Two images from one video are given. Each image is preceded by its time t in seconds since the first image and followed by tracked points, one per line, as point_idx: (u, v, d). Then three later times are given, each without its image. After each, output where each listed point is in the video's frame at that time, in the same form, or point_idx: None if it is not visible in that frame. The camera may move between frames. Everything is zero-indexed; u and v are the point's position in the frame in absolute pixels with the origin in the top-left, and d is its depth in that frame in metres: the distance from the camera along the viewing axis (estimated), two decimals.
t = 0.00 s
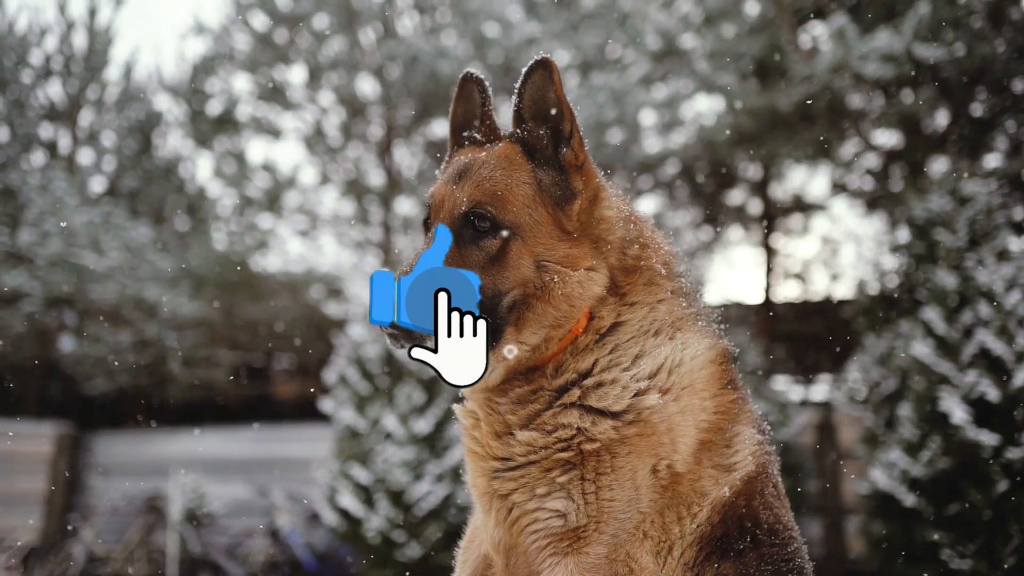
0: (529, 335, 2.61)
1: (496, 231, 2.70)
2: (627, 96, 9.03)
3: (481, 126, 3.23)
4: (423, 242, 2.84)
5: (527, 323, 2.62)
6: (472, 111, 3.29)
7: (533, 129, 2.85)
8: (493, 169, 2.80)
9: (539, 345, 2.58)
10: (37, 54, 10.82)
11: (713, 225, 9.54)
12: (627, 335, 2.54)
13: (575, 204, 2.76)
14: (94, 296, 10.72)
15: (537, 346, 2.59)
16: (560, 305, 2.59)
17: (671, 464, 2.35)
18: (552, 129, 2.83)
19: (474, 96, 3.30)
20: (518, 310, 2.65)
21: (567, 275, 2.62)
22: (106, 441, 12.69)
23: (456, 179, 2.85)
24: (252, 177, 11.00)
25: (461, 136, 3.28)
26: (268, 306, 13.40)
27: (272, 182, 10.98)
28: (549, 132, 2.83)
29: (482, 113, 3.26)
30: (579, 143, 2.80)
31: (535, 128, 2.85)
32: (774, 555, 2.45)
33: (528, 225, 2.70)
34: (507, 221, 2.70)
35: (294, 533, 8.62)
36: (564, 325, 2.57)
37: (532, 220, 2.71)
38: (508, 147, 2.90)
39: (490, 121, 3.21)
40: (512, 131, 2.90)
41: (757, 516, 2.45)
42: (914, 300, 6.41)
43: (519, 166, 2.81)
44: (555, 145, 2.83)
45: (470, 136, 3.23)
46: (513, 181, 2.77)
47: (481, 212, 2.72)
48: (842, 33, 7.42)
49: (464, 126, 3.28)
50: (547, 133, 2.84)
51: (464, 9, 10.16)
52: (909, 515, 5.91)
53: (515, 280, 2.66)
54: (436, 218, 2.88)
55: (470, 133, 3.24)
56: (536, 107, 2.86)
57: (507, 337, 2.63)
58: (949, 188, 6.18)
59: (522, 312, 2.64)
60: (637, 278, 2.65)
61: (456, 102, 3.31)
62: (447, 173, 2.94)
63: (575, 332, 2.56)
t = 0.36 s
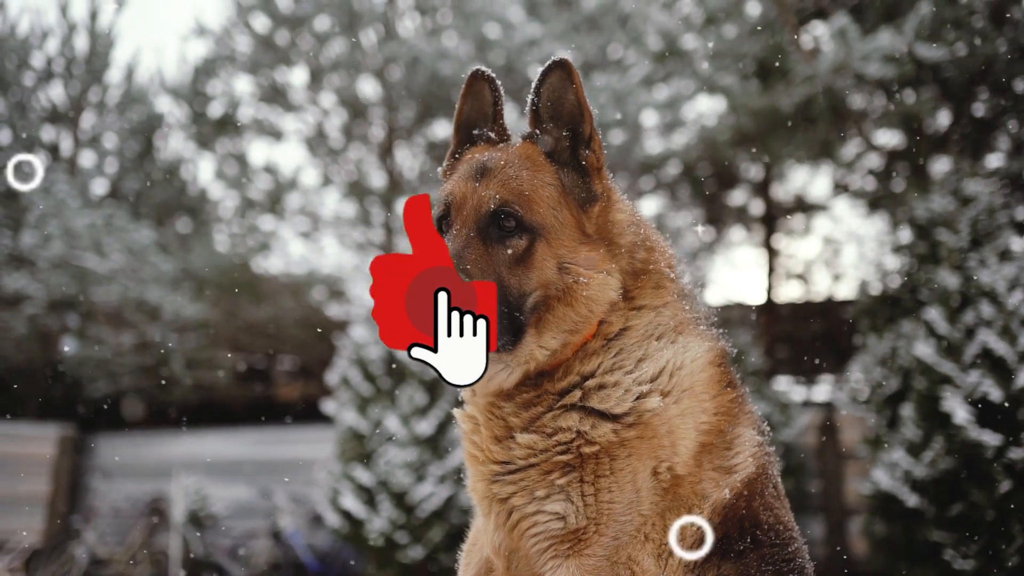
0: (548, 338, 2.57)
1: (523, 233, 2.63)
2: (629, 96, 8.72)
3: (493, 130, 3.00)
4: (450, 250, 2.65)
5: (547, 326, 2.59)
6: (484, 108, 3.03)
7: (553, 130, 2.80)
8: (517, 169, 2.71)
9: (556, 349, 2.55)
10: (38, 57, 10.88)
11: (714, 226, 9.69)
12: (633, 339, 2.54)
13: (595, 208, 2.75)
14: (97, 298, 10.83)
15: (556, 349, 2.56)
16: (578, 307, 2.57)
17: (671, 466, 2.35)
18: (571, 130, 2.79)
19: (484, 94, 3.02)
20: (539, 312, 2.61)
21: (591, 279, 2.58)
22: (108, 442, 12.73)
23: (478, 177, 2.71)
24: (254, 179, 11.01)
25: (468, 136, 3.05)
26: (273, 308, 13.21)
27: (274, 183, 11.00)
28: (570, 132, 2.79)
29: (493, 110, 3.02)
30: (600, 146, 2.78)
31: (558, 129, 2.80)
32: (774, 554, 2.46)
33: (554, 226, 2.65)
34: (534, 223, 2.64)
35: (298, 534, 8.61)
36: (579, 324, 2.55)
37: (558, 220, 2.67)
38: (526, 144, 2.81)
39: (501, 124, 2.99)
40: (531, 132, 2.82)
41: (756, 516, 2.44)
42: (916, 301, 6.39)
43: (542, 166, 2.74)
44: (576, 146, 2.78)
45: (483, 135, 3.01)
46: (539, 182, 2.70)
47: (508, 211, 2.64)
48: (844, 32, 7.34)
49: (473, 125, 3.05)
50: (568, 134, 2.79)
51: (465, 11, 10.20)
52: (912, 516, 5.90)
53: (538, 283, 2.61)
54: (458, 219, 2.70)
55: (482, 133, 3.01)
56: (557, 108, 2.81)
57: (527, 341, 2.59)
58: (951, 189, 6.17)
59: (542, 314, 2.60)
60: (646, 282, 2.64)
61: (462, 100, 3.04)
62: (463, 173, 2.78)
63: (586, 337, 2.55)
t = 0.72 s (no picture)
0: (561, 338, 2.57)
1: (541, 230, 2.60)
2: (630, 97, 8.81)
3: (504, 129, 2.93)
4: (467, 247, 2.58)
5: (560, 326, 2.57)
6: (495, 107, 2.97)
7: (569, 131, 2.75)
8: (535, 167, 2.68)
9: (570, 349, 2.55)
10: (39, 59, 10.91)
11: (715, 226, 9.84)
12: (641, 344, 2.53)
13: (611, 210, 2.70)
14: (98, 300, 10.72)
15: (570, 350, 2.56)
16: (593, 307, 2.55)
17: (673, 469, 2.36)
18: (586, 131, 2.75)
19: (496, 94, 2.96)
20: (552, 312, 2.58)
21: (605, 280, 2.55)
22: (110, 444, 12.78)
23: (495, 174, 2.66)
24: (256, 180, 11.03)
25: (478, 134, 2.97)
26: (274, 309, 13.04)
27: (275, 185, 11.04)
28: (587, 133, 2.75)
29: (504, 110, 2.95)
30: (616, 147, 2.74)
31: (573, 128, 2.75)
32: (773, 556, 2.44)
33: (570, 226, 2.62)
34: (552, 221, 2.61)
35: (298, 536, 8.55)
36: (592, 325, 2.54)
37: (575, 220, 2.63)
38: (541, 143, 2.77)
39: (513, 123, 2.93)
40: (547, 131, 2.77)
41: (756, 519, 2.43)
42: (918, 301, 6.32)
43: (559, 165, 2.70)
44: (591, 147, 2.74)
45: (494, 134, 2.93)
46: (557, 181, 2.66)
47: (527, 208, 2.61)
48: (845, 33, 7.32)
49: (483, 124, 2.97)
50: (583, 134, 2.75)
51: (468, 13, 10.24)
52: (914, 516, 5.89)
53: (552, 282, 2.58)
54: (475, 215, 2.65)
55: (492, 131, 2.94)
56: (573, 108, 2.76)
57: (541, 341, 2.59)
58: (952, 189, 6.13)
59: (555, 314, 2.57)
60: (654, 285, 2.61)
61: (472, 97, 2.96)
62: (477, 171, 2.73)
63: (597, 339, 2.55)
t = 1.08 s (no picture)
0: (573, 341, 2.60)
1: (560, 232, 2.66)
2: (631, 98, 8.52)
3: (515, 128, 2.93)
4: (490, 247, 2.59)
5: (573, 328, 2.61)
6: (504, 105, 2.94)
7: (582, 133, 2.79)
8: (553, 168, 2.71)
9: (581, 351, 2.57)
10: (38, 59, 10.89)
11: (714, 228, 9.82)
12: (648, 346, 2.54)
13: (624, 213, 2.76)
14: (97, 301, 10.85)
15: (581, 353, 2.58)
16: (606, 310, 2.59)
17: (671, 471, 2.35)
18: (601, 134, 2.79)
19: (506, 92, 2.92)
20: (566, 313, 2.63)
21: (620, 283, 2.61)
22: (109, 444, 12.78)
23: (512, 173, 2.69)
24: (255, 181, 10.99)
25: (487, 131, 2.97)
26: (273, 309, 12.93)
27: (275, 186, 10.97)
28: (601, 135, 2.78)
29: (514, 108, 2.93)
30: (630, 152, 2.78)
31: (586, 130, 2.78)
32: (770, 558, 2.44)
33: (587, 229, 2.67)
34: (571, 224, 2.66)
35: (298, 538, 8.56)
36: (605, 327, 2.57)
37: (591, 222, 2.69)
38: (556, 143, 2.80)
39: (523, 121, 2.92)
40: (562, 131, 2.80)
41: (753, 521, 2.44)
42: (917, 303, 6.32)
43: (575, 166, 2.75)
44: (605, 149, 2.78)
45: (505, 133, 2.94)
46: (574, 183, 2.70)
47: (546, 210, 2.66)
48: (845, 34, 7.27)
49: (492, 122, 2.97)
50: (598, 135, 2.79)
51: (467, 14, 10.32)
52: (913, 518, 5.89)
53: (568, 284, 2.64)
54: (494, 215, 2.69)
55: (502, 130, 2.94)
56: (586, 109, 2.79)
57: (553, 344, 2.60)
58: (951, 191, 6.17)
59: (568, 315, 2.62)
60: (661, 288, 2.64)
61: (481, 94, 2.94)
62: (493, 170, 2.75)
63: (609, 341, 2.57)
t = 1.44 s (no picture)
0: (584, 344, 2.62)
1: (578, 235, 2.72)
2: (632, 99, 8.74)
3: (524, 127, 2.97)
4: (514, 249, 2.66)
5: (585, 330, 2.64)
6: (512, 104, 2.98)
7: (594, 136, 2.87)
8: (570, 170, 2.77)
9: (593, 354, 2.59)
10: (39, 60, 10.89)
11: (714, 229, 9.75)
12: (652, 348, 2.55)
13: (636, 217, 2.83)
14: (97, 302, 10.74)
15: (591, 355, 2.59)
16: (618, 313, 2.62)
17: (671, 473, 2.34)
18: (613, 136, 2.88)
19: (514, 90, 2.96)
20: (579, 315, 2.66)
21: (633, 284, 2.65)
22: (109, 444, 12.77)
23: (529, 174, 2.75)
24: (255, 181, 11.03)
25: (495, 130, 3.02)
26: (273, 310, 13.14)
27: (274, 186, 11.04)
28: (614, 137, 2.87)
29: (523, 107, 2.96)
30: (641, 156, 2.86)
31: (599, 132, 2.87)
32: (769, 560, 2.44)
33: (602, 231, 2.74)
34: (588, 227, 2.73)
35: (297, 539, 8.57)
36: (620, 331, 2.59)
37: (606, 225, 2.75)
38: (568, 145, 2.86)
39: (530, 122, 2.96)
40: (577, 131, 2.87)
41: (753, 522, 2.43)
42: (916, 305, 6.33)
43: (589, 169, 2.82)
44: (617, 152, 2.87)
45: (513, 132, 2.98)
46: (590, 185, 2.78)
47: (566, 213, 2.72)
48: (845, 37, 7.36)
49: (499, 121, 3.01)
50: (611, 137, 2.88)
51: (468, 14, 10.41)
52: (913, 519, 5.87)
53: (583, 286, 2.68)
54: (513, 216, 2.75)
55: (511, 130, 2.99)
56: (599, 110, 2.88)
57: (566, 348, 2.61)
58: (951, 193, 6.16)
59: (581, 317, 2.66)
60: (666, 290, 2.67)
61: (490, 92, 2.97)
62: (509, 170, 2.81)
63: (620, 343, 2.58)
